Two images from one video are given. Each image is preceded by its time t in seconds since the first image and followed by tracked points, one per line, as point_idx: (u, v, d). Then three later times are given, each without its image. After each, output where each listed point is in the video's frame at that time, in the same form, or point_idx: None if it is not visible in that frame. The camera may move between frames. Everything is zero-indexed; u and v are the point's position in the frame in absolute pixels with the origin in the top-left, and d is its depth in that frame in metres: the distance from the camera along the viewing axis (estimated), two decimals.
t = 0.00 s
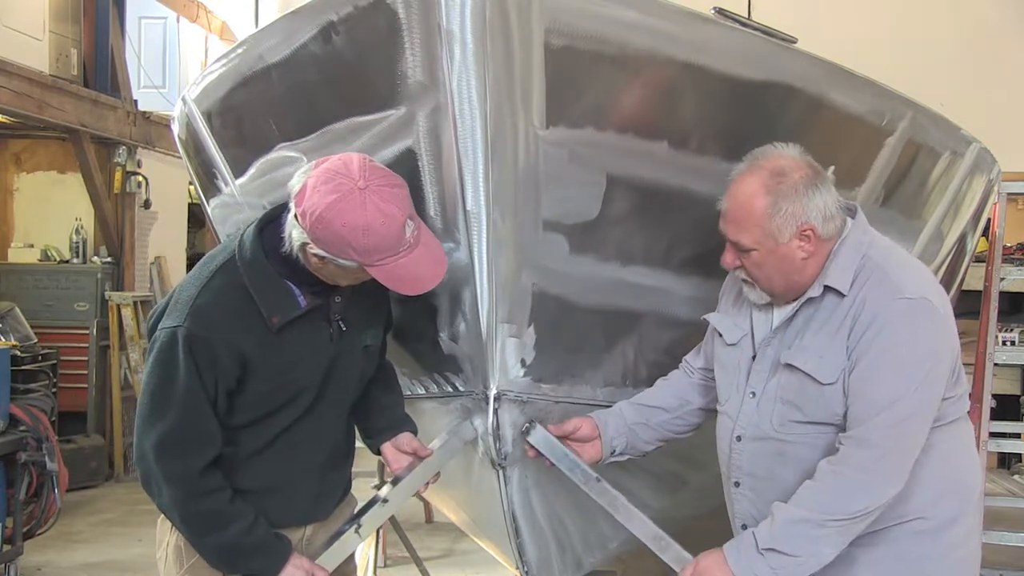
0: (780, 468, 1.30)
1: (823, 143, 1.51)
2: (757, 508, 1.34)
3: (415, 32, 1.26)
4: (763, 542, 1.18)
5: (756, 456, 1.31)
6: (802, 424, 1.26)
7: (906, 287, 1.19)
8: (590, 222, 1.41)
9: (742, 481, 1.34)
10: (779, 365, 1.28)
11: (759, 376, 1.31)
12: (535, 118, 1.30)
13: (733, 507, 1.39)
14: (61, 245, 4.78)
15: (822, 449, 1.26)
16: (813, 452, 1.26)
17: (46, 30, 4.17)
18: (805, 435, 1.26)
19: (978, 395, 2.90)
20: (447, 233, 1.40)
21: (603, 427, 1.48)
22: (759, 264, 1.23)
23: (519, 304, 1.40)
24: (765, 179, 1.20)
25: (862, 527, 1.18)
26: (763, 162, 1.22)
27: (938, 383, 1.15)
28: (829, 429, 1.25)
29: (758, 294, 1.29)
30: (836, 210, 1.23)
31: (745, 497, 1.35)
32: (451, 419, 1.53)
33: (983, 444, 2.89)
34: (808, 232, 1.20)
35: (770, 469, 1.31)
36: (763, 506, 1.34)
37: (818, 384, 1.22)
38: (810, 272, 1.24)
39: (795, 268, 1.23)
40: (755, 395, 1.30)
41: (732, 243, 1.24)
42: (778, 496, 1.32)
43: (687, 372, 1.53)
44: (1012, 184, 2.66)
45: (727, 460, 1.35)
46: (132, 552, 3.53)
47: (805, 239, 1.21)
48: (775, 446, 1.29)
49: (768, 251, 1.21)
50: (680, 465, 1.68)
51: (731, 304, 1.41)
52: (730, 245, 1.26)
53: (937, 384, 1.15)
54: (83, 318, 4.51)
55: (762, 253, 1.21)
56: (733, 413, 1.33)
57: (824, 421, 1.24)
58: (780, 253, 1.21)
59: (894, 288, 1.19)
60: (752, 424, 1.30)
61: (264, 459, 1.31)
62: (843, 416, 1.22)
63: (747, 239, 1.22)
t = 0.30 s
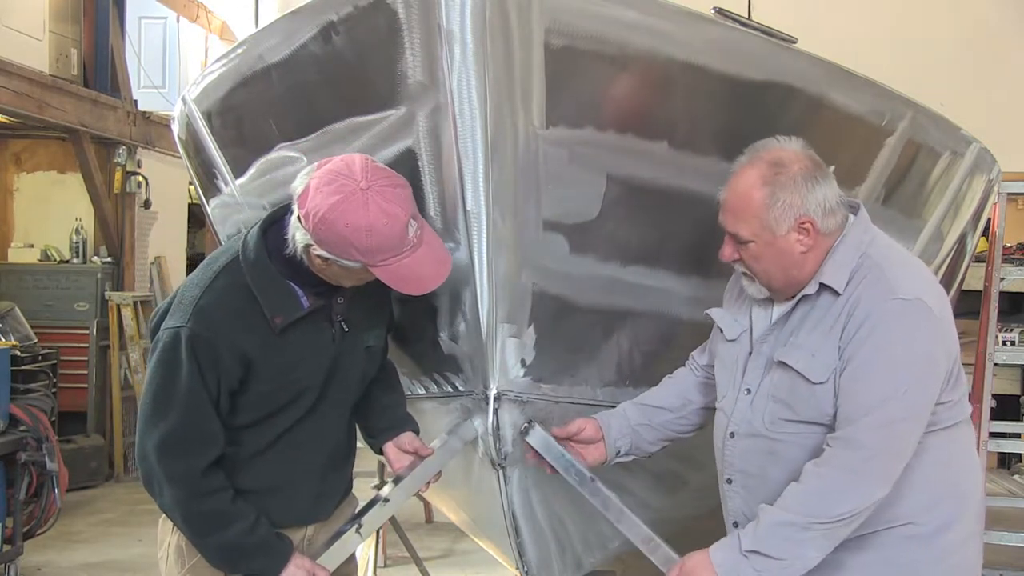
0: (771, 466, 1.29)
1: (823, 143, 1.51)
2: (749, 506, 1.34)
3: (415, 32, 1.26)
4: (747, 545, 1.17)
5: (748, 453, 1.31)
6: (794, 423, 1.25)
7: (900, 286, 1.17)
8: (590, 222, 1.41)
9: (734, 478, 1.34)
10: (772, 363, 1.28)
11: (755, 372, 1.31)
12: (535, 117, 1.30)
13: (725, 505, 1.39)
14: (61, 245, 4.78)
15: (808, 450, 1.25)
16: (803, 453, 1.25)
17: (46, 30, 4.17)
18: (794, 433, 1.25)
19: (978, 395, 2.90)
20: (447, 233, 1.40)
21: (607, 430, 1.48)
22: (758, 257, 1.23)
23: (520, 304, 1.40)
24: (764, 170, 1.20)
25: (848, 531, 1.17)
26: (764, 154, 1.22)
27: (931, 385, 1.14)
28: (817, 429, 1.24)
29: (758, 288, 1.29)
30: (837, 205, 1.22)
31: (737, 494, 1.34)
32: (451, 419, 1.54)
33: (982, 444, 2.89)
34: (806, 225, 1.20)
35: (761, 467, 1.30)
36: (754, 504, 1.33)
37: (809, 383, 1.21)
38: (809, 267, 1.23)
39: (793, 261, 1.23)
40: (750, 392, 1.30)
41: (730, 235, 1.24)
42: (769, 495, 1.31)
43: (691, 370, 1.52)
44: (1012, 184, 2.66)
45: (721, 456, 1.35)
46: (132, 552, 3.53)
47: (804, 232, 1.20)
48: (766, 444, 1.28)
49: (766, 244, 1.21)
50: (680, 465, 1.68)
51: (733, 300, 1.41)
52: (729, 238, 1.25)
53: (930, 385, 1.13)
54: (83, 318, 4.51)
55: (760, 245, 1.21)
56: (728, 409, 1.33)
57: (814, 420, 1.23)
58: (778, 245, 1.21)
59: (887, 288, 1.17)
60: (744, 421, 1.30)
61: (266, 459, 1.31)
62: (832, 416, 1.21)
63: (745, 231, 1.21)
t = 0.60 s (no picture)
0: (761, 456, 1.27)
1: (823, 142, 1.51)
2: (738, 494, 1.32)
3: (415, 32, 1.25)
4: (732, 539, 1.15)
5: (740, 442, 1.28)
6: (784, 412, 1.23)
7: (893, 276, 1.15)
8: (589, 221, 1.41)
9: (726, 467, 1.32)
10: (766, 350, 1.26)
11: (750, 361, 1.29)
12: (535, 116, 1.30)
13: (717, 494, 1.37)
14: (61, 244, 4.78)
15: (795, 440, 1.23)
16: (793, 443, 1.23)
17: (46, 30, 4.17)
18: (783, 421, 1.23)
19: (978, 395, 2.90)
20: (447, 233, 1.39)
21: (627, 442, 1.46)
22: (757, 239, 1.21)
23: (519, 304, 1.40)
24: (765, 152, 1.19)
25: (835, 524, 1.14)
26: (766, 137, 1.21)
27: (922, 377, 1.12)
28: (806, 418, 1.21)
29: (759, 273, 1.29)
30: (839, 189, 1.21)
31: (728, 483, 1.32)
32: (451, 419, 1.55)
33: (982, 444, 2.89)
34: (806, 207, 1.18)
35: (752, 456, 1.28)
36: (744, 494, 1.31)
37: (800, 371, 1.19)
38: (810, 251, 1.22)
39: (793, 245, 1.21)
40: (744, 380, 1.28)
41: (731, 216, 1.23)
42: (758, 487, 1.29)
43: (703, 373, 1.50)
44: (1011, 184, 2.66)
45: (714, 444, 1.33)
46: (132, 552, 3.53)
47: (803, 214, 1.19)
48: (757, 432, 1.26)
49: (765, 225, 1.20)
50: (681, 465, 1.68)
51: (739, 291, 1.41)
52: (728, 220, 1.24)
53: (920, 377, 1.11)
54: (83, 318, 4.51)
55: (759, 227, 1.20)
56: (724, 399, 1.31)
57: (803, 409, 1.21)
58: (777, 227, 1.20)
59: (881, 278, 1.15)
60: (738, 410, 1.28)
61: (264, 459, 1.31)
62: (822, 406, 1.19)
63: (744, 212, 1.20)
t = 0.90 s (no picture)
0: (754, 440, 1.25)
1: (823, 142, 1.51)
2: (725, 481, 1.29)
3: (415, 32, 1.25)
4: (733, 529, 1.13)
5: (731, 425, 1.27)
6: (779, 394, 1.22)
7: (896, 263, 1.15)
8: (590, 221, 1.41)
9: (713, 451, 1.30)
10: (765, 332, 1.26)
11: (745, 346, 1.29)
12: (535, 116, 1.30)
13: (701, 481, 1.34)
14: (61, 244, 4.78)
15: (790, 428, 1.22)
16: (783, 426, 1.22)
17: (46, 30, 4.17)
18: (778, 405, 1.22)
19: (978, 395, 2.90)
20: (447, 233, 1.39)
21: (626, 443, 1.44)
22: (764, 224, 1.21)
23: (519, 304, 1.40)
24: (773, 138, 1.19)
25: (832, 511, 1.12)
26: (773, 124, 1.21)
27: (917, 366, 1.11)
28: (798, 400, 1.21)
29: (766, 263, 1.28)
30: (845, 175, 1.21)
31: (714, 468, 1.31)
32: (451, 419, 1.55)
33: (982, 444, 2.89)
34: (813, 191, 1.18)
35: (742, 440, 1.26)
36: (729, 479, 1.29)
37: (799, 352, 1.19)
38: (817, 238, 1.21)
39: (800, 230, 1.21)
40: (739, 364, 1.28)
41: (738, 202, 1.23)
42: (746, 469, 1.27)
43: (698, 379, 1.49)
44: (1011, 184, 2.66)
45: (704, 428, 1.32)
46: (132, 552, 3.53)
47: (810, 199, 1.19)
48: (750, 415, 1.25)
49: (772, 209, 1.19)
50: (681, 465, 1.68)
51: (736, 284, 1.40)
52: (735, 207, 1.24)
53: (919, 366, 1.11)
54: (83, 318, 4.51)
55: (767, 211, 1.20)
56: (718, 382, 1.31)
57: (798, 391, 1.20)
58: (785, 211, 1.19)
59: (883, 264, 1.16)
60: (732, 394, 1.27)
61: (261, 458, 1.30)
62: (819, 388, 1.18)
63: (752, 197, 1.20)
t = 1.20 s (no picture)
0: (756, 446, 1.24)
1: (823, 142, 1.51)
2: (727, 487, 1.28)
3: (415, 32, 1.25)
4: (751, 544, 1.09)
5: (731, 430, 1.27)
6: (782, 400, 1.22)
7: (901, 271, 1.16)
8: (590, 221, 1.41)
9: (714, 457, 1.29)
10: (766, 338, 1.25)
11: (744, 351, 1.28)
12: (535, 116, 1.30)
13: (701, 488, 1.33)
14: (61, 245, 4.78)
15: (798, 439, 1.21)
16: (788, 432, 1.21)
17: (46, 30, 4.17)
18: (781, 411, 1.22)
19: (978, 395, 2.89)
20: (447, 233, 1.39)
21: (624, 446, 1.44)
22: (761, 230, 1.21)
23: (519, 304, 1.40)
24: (773, 143, 1.19)
25: (847, 520, 1.11)
26: (773, 129, 1.21)
27: (921, 369, 1.11)
28: (807, 408, 1.20)
29: (760, 268, 1.28)
30: (843, 184, 1.21)
31: (715, 475, 1.29)
32: (451, 419, 1.55)
33: (982, 444, 2.89)
34: (812, 199, 1.18)
35: (743, 444, 1.26)
36: (730, 485, 1.28)
37: (804, 359, 1.18)
38: (813, 245, 1.21)
39: (798, 237, 1.21)
40: (737, 370, 1.28)
41: (736, 207, 1.23)
42: (749, 474, 1.26)
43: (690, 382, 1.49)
44: (1011, 184, 2.66)
45: (702, 435, 1.31)
46: (132, 552, 3.53)
47: (808, 206, 1.19)
48: (751, 421, 1.24)
49: (770, 215, 1.19)
50: (680, 465, 1.68)
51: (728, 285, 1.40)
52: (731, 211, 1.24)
53: (925, 374, 1.11)
54: (83, 318, 4.51)
55: (764, 217, 1.20)
56: (714, 388, 1.30)
57: (804, 399, 1.19)
58: (782, 218, 1.19)
59: (889, 273, 1.16)
60: (732, 399, 1.26)
61: (258, 459, 1.30)
62: (824, 396, 1.18)
63: (750, 203, 1.20)
